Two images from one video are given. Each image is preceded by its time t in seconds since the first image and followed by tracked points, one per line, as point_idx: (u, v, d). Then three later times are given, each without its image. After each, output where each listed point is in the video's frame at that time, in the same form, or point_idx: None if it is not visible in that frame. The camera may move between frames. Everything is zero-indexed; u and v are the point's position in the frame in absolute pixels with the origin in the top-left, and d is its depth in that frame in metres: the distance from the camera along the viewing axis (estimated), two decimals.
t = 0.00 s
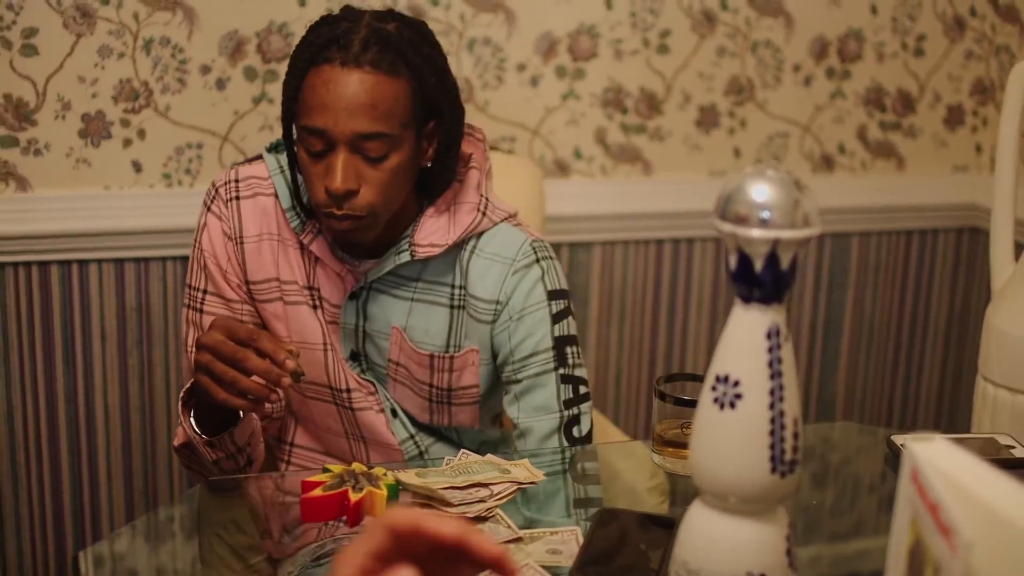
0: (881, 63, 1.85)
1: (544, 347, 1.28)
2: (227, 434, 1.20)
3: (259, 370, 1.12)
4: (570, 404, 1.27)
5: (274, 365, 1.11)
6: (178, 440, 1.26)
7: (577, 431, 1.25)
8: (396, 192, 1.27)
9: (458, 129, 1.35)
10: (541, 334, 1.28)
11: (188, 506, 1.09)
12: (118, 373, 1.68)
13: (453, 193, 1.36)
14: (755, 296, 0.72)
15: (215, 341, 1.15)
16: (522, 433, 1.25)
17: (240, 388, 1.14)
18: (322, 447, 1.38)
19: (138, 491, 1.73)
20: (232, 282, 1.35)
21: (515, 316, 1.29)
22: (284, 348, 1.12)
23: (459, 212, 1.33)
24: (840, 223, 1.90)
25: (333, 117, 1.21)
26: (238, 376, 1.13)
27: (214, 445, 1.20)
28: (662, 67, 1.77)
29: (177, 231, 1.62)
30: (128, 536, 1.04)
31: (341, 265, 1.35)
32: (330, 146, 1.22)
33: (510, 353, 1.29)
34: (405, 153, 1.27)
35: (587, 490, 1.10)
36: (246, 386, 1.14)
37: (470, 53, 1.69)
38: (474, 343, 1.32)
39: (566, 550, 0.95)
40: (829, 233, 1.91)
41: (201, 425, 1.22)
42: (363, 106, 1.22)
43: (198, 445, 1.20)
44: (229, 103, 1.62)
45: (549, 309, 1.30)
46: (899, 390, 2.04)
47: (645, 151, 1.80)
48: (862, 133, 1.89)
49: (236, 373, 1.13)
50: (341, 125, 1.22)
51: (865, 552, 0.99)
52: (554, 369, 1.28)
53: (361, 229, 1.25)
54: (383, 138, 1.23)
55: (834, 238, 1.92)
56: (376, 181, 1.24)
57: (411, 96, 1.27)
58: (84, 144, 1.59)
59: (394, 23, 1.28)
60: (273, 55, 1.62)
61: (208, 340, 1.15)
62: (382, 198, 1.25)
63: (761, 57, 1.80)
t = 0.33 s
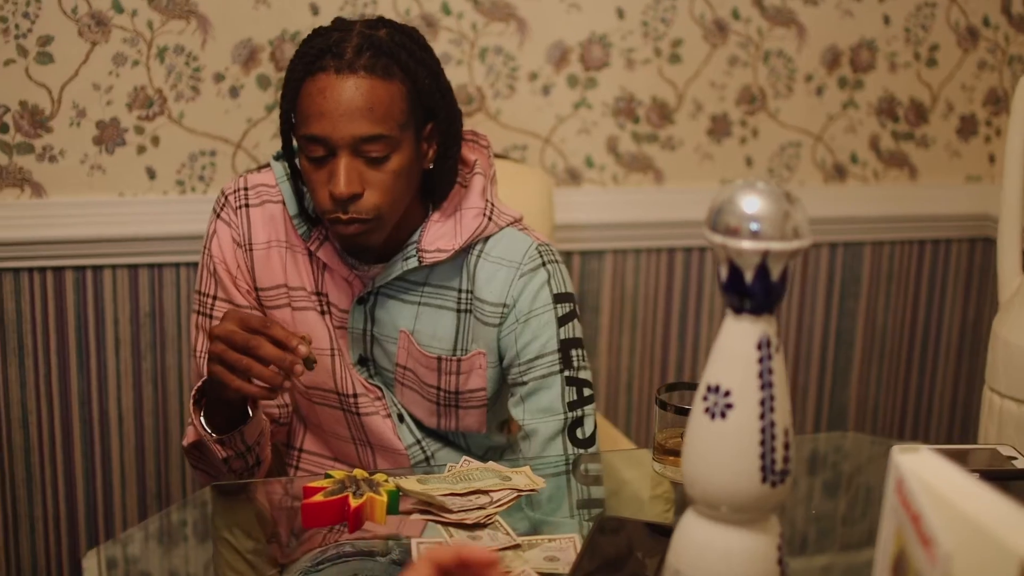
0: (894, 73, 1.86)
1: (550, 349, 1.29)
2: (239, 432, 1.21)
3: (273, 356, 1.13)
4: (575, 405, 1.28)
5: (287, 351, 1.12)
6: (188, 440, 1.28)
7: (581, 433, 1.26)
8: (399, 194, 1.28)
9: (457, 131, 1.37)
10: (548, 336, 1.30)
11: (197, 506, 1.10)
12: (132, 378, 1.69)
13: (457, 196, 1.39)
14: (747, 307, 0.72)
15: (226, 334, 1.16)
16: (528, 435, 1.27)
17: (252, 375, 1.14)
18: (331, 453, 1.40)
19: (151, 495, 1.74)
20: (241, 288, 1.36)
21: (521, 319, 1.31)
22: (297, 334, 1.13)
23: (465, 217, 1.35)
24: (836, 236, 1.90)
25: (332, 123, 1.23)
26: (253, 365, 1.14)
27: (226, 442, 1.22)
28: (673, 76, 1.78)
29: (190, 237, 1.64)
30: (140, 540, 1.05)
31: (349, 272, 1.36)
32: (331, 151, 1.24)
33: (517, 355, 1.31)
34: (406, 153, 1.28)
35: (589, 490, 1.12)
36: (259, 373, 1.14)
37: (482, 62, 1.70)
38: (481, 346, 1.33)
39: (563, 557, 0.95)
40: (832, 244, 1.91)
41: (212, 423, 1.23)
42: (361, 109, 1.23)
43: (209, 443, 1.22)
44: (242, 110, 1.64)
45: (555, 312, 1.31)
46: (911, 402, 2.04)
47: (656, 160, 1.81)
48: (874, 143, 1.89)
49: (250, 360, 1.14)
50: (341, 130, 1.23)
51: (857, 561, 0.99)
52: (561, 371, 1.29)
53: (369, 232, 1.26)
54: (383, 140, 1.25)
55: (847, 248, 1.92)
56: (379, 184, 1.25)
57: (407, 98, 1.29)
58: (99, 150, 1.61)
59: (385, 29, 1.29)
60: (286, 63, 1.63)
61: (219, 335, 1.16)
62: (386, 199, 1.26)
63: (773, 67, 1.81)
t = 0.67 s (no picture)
0: (913, 82, 1.86)
1: (569, 349, 1.31)
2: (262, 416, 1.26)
3: (311, 317, 1.14)
4: (592, 406, 1.29)
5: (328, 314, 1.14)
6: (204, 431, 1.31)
7: (597, 434, 1.26)
8: (425, 189, 1.29)
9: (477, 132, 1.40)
10: (568, 336, 1.31)
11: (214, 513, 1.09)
12: (151, 383, 1.71)
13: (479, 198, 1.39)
14: (746, 317, 0.72)
15: (264, 296, 1.17)
16: (545, 434, 1.28)
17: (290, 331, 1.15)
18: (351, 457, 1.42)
19: (170, 499, 1.75)
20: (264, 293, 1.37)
21: (541, 319, 1.32)
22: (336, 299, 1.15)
23: (486, 219, 1.35)
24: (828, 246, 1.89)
25: (357, 118, 1.24)
26: (294, 319, 1.15)
27: (249, 425, 1.25)
28: (692, 85, 1.78)
29: (209, 243, 1.65)
30: (158, 543, 1.05)
31: (371, 277, 1.38)
32: (357, 147, 1.25)
33: (537, 356, 1.32)
34: (430, 149, 1.29)
35: (606, 490, 1.15)
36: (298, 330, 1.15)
37: (500, 70, 1.71)
38: (502, 347, 1.34)
39: (568, 564, 0.95)
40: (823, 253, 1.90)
41: (233, 407, 1.27)
42: (385, 103, 1.25)
43: (233, 425, 1.25)
44: (261, 118, 1.65)
45: (575, 314, 1.32)
46: (930, 412, 2.04)
47: (674, 169, 1.81)
48: (894, 152, 1.89)
49: (290, 315, 1.15)
50: (366, 125, 1.24)
51: (865, 570, 0.99)
52: (580, 371, 1.30)
53: (398, 226, 1.26)
54: (407, 133, 1.26)
55: (865, 257, 1.92)
56: (406, 178, 1.26)
57: (427, 96, 1.31)
58: (119, 157, 1.62)
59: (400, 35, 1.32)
60: (306, 71, 1.64)
61: (255, 299, 1.17)
62: (414, 193, 1.26)
63: (792, 76, 1.81)
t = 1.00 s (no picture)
0: (930, 93, 1.85)
1: (587, 351, 1.31)
2: (283, 403, 1.22)
3: (327, 275, 1.14)
4: (605, 407, 1.29)
5: (343, 271, 1.15)
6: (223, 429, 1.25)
7: (610, 433, 1.26)
8: (449, 197, 1.30)
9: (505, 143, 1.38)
10: (585, 338, 1.32)
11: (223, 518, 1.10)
12: (166, 391, 1.72)
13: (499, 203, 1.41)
14: (740, 327, 0.69)
15: (277, 265, 1.17)
16: (560, 434, 1.28)
17: (305, 290, 1.15)
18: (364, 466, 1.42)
19: (184, 505, 1.76)
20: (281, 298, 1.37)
21: (559, 321, 1.33)
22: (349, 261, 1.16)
23: (505, 223, 1.37)
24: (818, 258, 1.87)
25: (390, 124, 1.24)
26: (309, 276, 1.15)
27: (271, 412, 1.21)
28: (707, 95, 1.78)
29: (224, 251, 1.66)
30: (173, 549, 1.04)
31: (389, 280, 1.38)
32: (387, 153, 1.25)
33: (554, 358, 1.33)
34: (457, 158, 1.30)
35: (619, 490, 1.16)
36: (315, 287, 1.14)
37: (515, 80, 1.71)
38: (519, 350, 1.35)
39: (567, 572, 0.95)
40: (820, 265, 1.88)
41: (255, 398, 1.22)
42: (419, 112, 1.25)
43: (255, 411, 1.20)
44: (277, 127, 1.66)
45: (592, 316, 1.33)
46: (947, 426, 2.03)
47: (689, 179, 1.82)
48: (910, 163, 1.88)
49: (305, 274, 1.15)
50: (399, 132, 1.24)
51: None
52: (596, 373, 1.30)
53: (421, 232, 1.27)
54: (438, 143, 1.26)
55: (882, 268, 1.92)
56: (432, 186, 1.27)
57: (460, 105, 1.31)
58: (135, 165, 1.63)
59: (436, 38, 1.31)
60: (321, 80, 1.65)
61: (269, 269, 1.17)
62: (439, 202, 1.27)
63: (808, 86, 1.81)
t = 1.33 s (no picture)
0: (952, 106, 1.84)
1: (606, 365, 1.31)
2: (305, 431, 1.20)
3: (344, 311, 1.10)
4: (622, 421, 1.28)
5: (360, 310, 1.10)
6: (242, 452, 1.23)
7: (625, 446, 1.25)
8: (468, 212, 1.30)
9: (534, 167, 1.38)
10: (605, 352, 1.32)
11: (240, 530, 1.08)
12: (184, 402, 1.72)
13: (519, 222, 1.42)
14: (737, 343, 0.69)
15: (293, 300, 1.12)
16: (576, 446, 1.27)
17: (321, 325, 1.10)
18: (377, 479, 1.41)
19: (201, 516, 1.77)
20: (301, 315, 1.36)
21: (579, 335, 1.33)
22: (367, 296, 1.11)
23: (528, 240, 1.39)
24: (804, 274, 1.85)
25: (422, 128, 1.25)
26: (325, 311, 1.10)
27: (293, 440, 1.19)
28: (726, 108, 1.78)
29: (241, 263, 1.67)
30: (191, 560, 1.02)
31: (410, 294, 1.38)
32: (414, 156, 1.26)
33: (573, 371, 1.33)
34: (483, 175, 1.30)
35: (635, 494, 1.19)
36: (330, 323, 1.10)
37: (533, 93, 1.72)
38: (537, 364, 1.35)
39: None
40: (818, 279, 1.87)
41: (276, 424, 1.20)
42: (452, 121, 1.26)
43: (276, 439, 1.18)
44: (295, 139, 1.67)
45: (612, 330, 1.33)
46: (969, 443, 2.01)
47: (708, 193, 1.81)
48: (932, 177, 1.87)
49: (320, 310, 1.10)
50: (429, 137, 1.25)
51: None
52: (614, 388, 1.30)
53: (433, 242, 1.27)
54: (466, 156, 1.27)
55: (904, 282, 1.91)
56: (452, 197, 1.27)
57: (496, 126, 1.31)
58: (154, 177, 1.64)
59: (490, 57, 1.32)
60: (339, 93, 1.66)
61: (285, 304, 1.13)
62: (456, 213, 1.28)
63: (828, 99, 1.81)
